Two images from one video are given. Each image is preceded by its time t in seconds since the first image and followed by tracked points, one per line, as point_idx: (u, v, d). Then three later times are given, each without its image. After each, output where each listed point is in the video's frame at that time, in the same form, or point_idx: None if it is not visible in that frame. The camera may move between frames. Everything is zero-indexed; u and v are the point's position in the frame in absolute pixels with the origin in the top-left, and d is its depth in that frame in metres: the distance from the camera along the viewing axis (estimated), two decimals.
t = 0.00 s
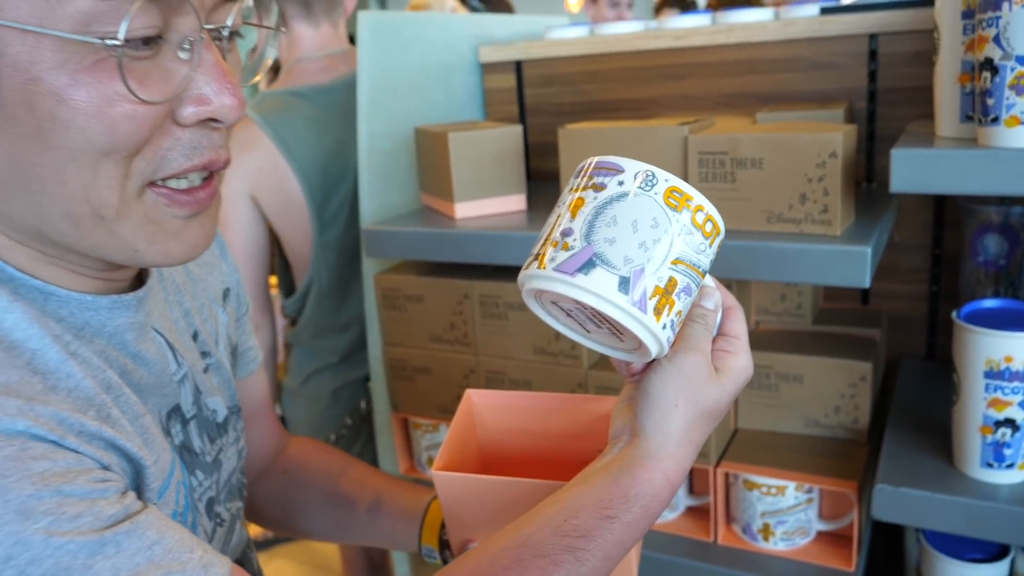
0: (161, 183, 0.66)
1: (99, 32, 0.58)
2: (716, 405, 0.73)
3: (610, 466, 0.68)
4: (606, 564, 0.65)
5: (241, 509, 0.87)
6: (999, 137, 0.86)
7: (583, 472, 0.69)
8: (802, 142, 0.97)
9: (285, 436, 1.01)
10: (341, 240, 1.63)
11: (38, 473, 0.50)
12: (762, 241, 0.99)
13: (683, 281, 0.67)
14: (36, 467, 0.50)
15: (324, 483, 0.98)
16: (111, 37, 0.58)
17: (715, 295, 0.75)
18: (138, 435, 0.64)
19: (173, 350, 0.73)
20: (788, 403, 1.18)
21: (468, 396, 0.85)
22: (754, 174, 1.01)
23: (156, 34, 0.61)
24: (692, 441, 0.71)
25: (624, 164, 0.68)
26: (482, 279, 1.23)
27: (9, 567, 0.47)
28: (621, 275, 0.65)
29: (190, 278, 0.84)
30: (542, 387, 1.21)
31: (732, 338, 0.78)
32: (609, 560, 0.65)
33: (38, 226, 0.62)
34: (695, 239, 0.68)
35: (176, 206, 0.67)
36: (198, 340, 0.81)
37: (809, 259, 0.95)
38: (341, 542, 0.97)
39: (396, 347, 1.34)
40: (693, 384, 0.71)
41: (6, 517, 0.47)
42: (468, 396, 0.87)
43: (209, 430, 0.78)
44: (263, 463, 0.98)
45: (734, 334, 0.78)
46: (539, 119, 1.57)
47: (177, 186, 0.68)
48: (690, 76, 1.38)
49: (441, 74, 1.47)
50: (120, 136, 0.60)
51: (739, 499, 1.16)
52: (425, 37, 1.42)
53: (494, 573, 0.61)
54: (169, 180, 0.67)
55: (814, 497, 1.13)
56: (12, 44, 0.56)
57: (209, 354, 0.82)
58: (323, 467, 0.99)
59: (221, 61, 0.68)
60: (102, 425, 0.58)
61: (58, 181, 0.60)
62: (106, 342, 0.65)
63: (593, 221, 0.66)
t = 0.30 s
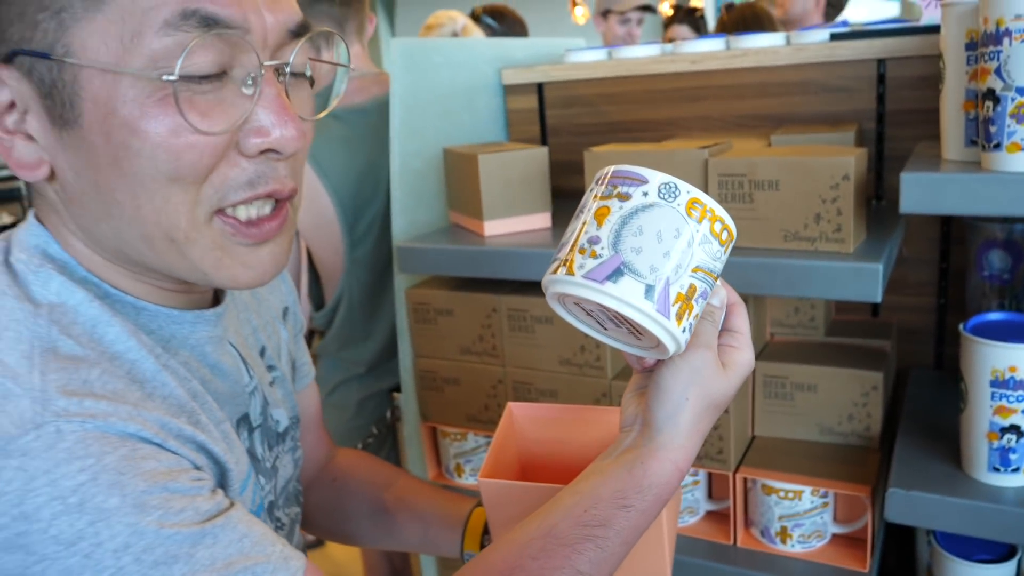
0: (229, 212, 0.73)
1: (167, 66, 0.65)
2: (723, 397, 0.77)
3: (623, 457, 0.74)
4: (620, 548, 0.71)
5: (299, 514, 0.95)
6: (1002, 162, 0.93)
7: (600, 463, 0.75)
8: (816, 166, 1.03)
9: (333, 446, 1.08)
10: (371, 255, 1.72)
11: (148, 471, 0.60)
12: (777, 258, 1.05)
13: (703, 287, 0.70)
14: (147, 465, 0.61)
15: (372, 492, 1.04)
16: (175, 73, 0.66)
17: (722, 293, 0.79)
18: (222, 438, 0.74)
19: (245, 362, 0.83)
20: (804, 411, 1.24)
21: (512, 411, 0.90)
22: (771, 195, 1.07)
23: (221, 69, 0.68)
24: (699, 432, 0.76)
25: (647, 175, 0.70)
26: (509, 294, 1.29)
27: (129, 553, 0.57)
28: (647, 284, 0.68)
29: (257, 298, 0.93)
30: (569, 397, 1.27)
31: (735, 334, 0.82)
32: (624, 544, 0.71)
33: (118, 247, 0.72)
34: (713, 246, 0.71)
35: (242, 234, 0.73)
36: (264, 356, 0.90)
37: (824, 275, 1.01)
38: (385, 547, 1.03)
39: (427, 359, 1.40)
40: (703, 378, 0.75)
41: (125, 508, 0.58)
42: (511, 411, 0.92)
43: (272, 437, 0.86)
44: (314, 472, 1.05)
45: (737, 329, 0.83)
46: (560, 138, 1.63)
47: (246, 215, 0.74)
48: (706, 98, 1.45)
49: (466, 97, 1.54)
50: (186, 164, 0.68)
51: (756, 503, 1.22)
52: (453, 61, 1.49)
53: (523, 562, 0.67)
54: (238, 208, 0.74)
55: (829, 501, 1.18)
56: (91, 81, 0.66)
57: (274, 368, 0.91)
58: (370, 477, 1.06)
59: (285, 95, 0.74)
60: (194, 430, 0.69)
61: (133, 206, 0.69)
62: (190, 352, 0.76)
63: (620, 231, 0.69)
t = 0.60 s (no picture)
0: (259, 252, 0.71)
1: (185, 107, 0.66)
2: (716, 399, 0.78)
3: (618, 454, 0.77)
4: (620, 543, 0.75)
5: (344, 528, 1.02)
6: (1003, 186, 0.98)
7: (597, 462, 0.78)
8: (826, 190, 1.09)
9: (372, 464, 1.14)
10: (394, 277, 1.77)
11: (213, 470, 0.65)
12: (789, 278, 1.10)
13: (708, 292, 0.72)
14: (212, 465, 0.65)
15: (410, 509, 1.10)
16: (190, 114, 0.66)
17: (719, 298, 0.81)
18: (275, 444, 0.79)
19: (296, 380, 0.88)
20: (815, 426, 1.28)
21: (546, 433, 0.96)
22: (783, 218, 1.12)
23: (239, 110, 0.68)
24: (691, 431, 0.78)
25: (659, 183, 0.72)
26: (530, 313, 1.34)
27: (194, 544, 0.62)
28: (657, 287, 0.69)
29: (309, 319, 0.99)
30: (588, 412, 1.32)
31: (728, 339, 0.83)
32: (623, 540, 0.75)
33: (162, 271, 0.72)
34: (719, 254, 0.73)
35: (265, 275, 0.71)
36: (313, 374, 0.96)
37: (834, 293, 1.06)
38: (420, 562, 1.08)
39: (449, 376, 1.45)
40: (695, 378, 0.76)
41: (193, 504, 0.62)
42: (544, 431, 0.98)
43: (318, 452, 0.91)
44: (354, 488, 1.12)
45: (731, 335, 0.83)
46: (576, 163, 1.68)
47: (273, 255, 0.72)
48: (716, 124, 1.50)
49: (485, 123, 1.60)
50: (208, 203, 0.67)
51: (771, 514, 1.25)
52: (472, 89, 1.56)
53: (527, 565, 0.71)
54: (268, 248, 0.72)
55: (841, 512, 1.22)
56: (129, 123, 0.68)
57: (323, 386, 0.97)
58: (403, 493, 1.11)
59: (308, 140, 0.72)
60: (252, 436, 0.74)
61: (169, 237, 0.69)
62: (246, 366, 0.81)
63: (634, 235, 0.70)
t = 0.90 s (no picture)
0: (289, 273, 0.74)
1: (228, 130, 0.69)
2: (716, 393, 0.80)
3: (618, 454, 0.79)
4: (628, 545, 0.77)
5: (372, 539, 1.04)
6: (1013, 203, 1.00)
7: (598, 466, 0.80)
8: (839, 207, 1.11)
9: (397, 477, 1.16)
10: (411, 291, 1.83)
11: (247, 478, 0.65)
12: (803, 291, 1.12)
13: (704, 291, 0.72)
14: (246, 473, 0.65)
15: (436, 522, 1.12)
16: (234, 135, 0.69)
17: (718, 292, 0.82)
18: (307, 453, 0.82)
19: (325, 392, 0.91)
20: (828, 438, 1.30)
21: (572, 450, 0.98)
22: (797, 234, 1.15)
23: (280, 132, 0.71)
24: (692, 428, 0.80)
25: (652, 181, 0.71)
26: (547, 326, 1.37)
27: (230, 550, 0.61)
28: (652, 290, 0.70)
29: (339, 332, 1.03)
30: (604, 424, 1.34)
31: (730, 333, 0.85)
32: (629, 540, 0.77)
33: (200, 287, 0.76)
34: (716, 251, 0.73)
35: (300, 297, 0.74)
36: (342, 387, 0.99)
37: (848, 307, 1.08)
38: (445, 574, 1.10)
39: (467, 389, 1.48)
40: (697, 376, 0.78)
41: (228, 511, 0.62)
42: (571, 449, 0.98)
43: (346, 463, 0.93)
44: (380, 499, 1.14)
45: (732, 329, 0.85)
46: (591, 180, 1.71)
47: (303, 277, 0.75)
48: (730, 142, 1.53)
49: (502, 140, 1.64)
50: (246, 221, 0.70)
51: (785, 524, 1.27)
52: (489, 108, 1.60)
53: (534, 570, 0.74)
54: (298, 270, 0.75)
55: (855, 522, 1.24)
56: (174, 142, 0.72)
57: (351, 399, 1.00)
58: (425, 506, 1.14)
59: (346, 163, 0.75)
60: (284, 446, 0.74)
61: (208, 254, 0.72)
62: (278, 379, 0.83)
63: (627, 237, 0.71)
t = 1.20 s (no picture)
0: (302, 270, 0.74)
1: (247, 128, 0.69)
2: (717, 395, 0.80)
3: (619, 457, 0.79)
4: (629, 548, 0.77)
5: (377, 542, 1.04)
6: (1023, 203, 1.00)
7: (598, 470, 0.79)
8: (848, 206, 1.12)
9: (404, 478, 1.17)
10: (418, 291, 1.84)
11: (258, 482, 0.64)
12: (811, 290, 1.12)
13: (701, 291, 0.71)
14: (257, 477, 0.64)
15: (442, 523, 1.12)
16: (255, 132, 0.70)
17: (718, 290, 0.82)
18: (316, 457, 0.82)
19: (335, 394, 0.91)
20: (836, 437, 1.30)
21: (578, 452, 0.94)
22: (805, 233, 1.15)
23: (299, 130, 0.71)
24: (693, 430, 0.80)
25: (646, 178, 0.70)
26: (553, 326, 1.37)
27: (239, 555, 0.60)
28: (647, 292, 0.69)
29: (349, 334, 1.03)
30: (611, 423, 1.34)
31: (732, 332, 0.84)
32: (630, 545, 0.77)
33: (214, 287, 0.76)
34: (712, 250, 0.72)
35: (314, 293, 0.74)
36: (350, 390, 0.99)
37: (856, 306, 1.08)
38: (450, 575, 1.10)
39: (473, 389, 1.48)
40: (697, 377, 0.78)
41: (239, 515, 0.61)
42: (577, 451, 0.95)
43: (353, 466, 0.93)
44: (386, 501, 1.15)
45: (734, 327, 0.85)
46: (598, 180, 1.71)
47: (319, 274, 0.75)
48: (737, 142, 1.53)
49: (509, 140, 1.64)
50: (260, 220, 0.71)
51: (793, 524, 1.27)
52: (496, 107, 1.60)
53: None
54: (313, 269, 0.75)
55: (862, 521, 1.24)
56: (192, 138, 0.72)
57: (359, 402, 1.00)
58: (430, 510, 1.14)
59: (365, 162, 0.75)
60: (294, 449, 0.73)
61: (221, 253, 0.73)
62: (290, 380, 0.83)
63: (620, 237, 0.70)
